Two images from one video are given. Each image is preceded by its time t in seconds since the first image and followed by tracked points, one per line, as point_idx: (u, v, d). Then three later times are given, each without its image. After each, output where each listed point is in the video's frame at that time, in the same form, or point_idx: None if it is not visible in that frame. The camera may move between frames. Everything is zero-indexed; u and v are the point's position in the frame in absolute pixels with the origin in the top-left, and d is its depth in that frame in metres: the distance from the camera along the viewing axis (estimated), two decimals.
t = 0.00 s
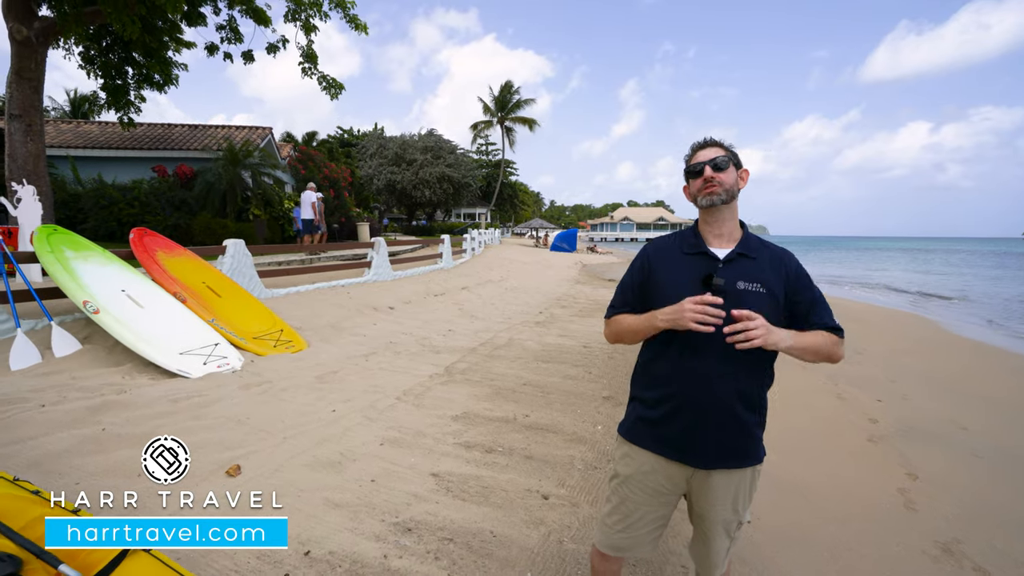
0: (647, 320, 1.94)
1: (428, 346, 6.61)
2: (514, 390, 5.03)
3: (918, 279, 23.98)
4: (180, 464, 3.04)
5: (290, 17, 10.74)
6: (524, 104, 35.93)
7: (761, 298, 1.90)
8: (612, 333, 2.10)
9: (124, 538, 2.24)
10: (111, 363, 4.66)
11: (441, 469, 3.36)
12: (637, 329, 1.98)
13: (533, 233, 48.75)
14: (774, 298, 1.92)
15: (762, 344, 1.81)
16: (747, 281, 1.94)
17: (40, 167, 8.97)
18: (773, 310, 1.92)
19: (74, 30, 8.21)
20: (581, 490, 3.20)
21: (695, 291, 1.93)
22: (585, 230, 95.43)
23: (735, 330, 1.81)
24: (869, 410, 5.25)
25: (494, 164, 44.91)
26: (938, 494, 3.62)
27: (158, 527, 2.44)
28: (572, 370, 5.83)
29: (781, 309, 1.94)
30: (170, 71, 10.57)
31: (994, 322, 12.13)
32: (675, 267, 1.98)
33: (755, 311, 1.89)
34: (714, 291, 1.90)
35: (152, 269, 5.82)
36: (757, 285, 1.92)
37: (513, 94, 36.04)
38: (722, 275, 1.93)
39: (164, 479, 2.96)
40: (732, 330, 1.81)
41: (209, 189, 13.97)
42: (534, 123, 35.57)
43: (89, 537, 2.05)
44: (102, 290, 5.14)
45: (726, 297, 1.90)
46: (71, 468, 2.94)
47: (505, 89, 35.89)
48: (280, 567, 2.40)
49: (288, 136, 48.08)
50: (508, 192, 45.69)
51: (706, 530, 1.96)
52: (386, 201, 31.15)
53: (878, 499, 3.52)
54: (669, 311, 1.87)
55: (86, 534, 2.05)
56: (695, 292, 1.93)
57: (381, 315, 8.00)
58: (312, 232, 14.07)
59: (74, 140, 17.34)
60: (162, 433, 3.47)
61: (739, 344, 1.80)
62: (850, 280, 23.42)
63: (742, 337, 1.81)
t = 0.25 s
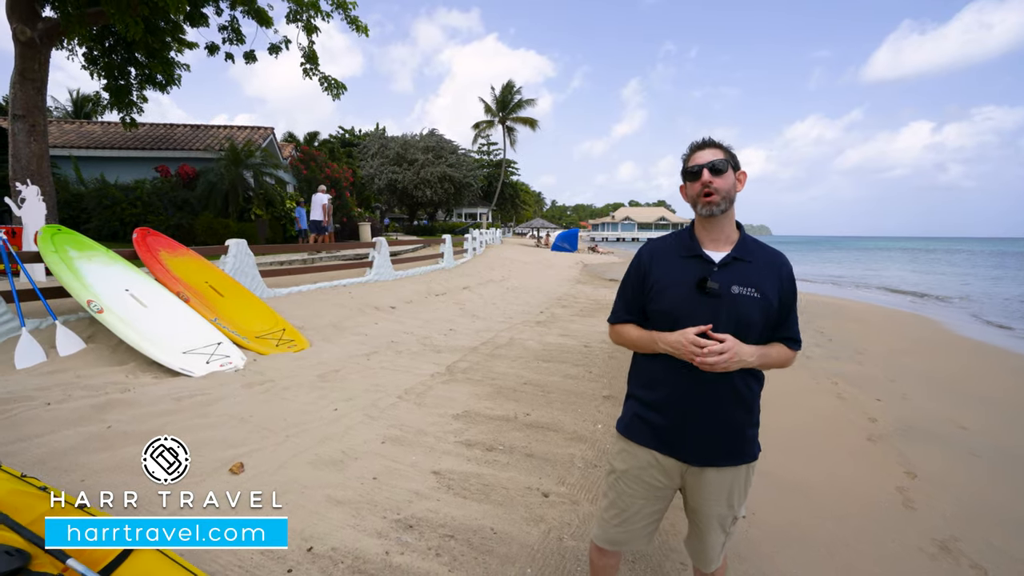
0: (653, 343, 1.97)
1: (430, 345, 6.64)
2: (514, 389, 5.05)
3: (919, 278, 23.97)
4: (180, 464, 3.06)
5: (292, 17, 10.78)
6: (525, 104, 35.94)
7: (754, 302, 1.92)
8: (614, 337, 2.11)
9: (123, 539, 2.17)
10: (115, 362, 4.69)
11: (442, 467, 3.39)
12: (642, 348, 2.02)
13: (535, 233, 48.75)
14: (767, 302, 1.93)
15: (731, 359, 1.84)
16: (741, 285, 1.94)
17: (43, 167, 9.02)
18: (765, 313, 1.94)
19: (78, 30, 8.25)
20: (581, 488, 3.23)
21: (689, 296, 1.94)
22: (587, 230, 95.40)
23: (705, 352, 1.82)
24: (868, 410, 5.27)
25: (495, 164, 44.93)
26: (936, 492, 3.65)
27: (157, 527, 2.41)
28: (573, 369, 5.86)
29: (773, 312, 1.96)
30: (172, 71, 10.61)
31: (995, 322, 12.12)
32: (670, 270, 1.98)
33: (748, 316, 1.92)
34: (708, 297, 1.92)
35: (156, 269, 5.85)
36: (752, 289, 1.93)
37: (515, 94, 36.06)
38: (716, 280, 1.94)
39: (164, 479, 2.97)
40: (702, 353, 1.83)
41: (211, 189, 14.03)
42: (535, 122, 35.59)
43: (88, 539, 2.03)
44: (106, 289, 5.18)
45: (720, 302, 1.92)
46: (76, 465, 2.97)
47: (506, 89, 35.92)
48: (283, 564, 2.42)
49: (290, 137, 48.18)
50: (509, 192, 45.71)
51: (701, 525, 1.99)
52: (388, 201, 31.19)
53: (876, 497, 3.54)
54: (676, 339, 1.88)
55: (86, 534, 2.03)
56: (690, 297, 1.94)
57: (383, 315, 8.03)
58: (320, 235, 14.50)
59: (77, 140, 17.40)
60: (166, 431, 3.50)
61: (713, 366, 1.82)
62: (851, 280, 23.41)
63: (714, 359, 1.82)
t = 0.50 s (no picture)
0: (643, 344, 1.99)
1: (430, 345, 6.66)
2: (514, 388, 5.08)
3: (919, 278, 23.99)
4: (180, 464, 3.07)
5: (292, 17, 10.80)
6: (526, 104, 35.95)
7: (744, 304, 1.94)
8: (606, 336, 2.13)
9: (123, 539, 2.15)
10: (116, 361, 4.71)
11: (442, 465, 3.41)
12: (632, 348, 2.04)
13: (535, 232, 48.77)
14: (758, 304, 1.94)
15: (724, 365, 1.85)
16: (733, 288, 1.95)
17: (44, 167, 9.05)
18: (756, 315, 1.95)
19: (79, 30, 8.27)
20: (580, 486, 3.25)
21: (680, 298, 1.96)
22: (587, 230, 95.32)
23: (699, 358, 1.85)
24: (866, 409, 5.29)
25: (496, 164, 44.94)
26: (933, 491, 3.67)
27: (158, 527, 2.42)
28: (572, 369, 5.88)
29: (764, 313, 1.97)
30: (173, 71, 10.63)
31: (994, 322, 12.13)
32: (662, 272, 2.00)
33: (739, 318, 1.93)
34: (699, 300, 1.94)
35: (157, 268, 5.88)
36: (743, 291, 1.93)
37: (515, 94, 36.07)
38: (707, 283, 1.95)
39: (164, 479, 2.98)
40: (695, 360, 1.85)
41: (212, 189, 14.05)
42: (535, 123, 35.59)
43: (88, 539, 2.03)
44: (108, 289, 5.20)
45: (710, 305, 1.94)
46: (79, 463, 2.99)
47: (506, 89, 35.93)
48: (285, 561, 2.44)
49: (290, 136, 48.25)
50: (509, 192, 45.71)
51: (694, 519, 2.01)
52: (388, 200, 31.21)
53: (873, 496, 3.56)
54: (664, 341, 1.92)
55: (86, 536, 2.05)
56: (681, 299, 1.96)
57: (383, 314, 8.05)
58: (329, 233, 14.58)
59: (78, 140, 17.43)
60: (168, 429, 3.52)
61: (706, 372, 1.84)
62: (851, 280, 23.43)
63: (706, 365, 1.85)
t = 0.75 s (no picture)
0: (629, 346, 1.99)
1: (424, 345, 6.65)
2: (509, 388, 5.08)
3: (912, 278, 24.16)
4: (180, 464, 3.09)
5: (286, 16, 10.75)
6: (521, 104, 35.95)
7: (727, 306, 1.94)
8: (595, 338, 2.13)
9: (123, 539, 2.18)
10: (108, 362, 4.68)
11: (436, 465, 3.41)
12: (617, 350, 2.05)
13: (530, 232, 48.78)
14: (741, 305, 1.95)
15: (706, 367, 1.86)
16: (715, 290, 1.96)
17: (35, 167, 8.97)
18: (739, 317, 1.96)
19: (70, 28, 8.21)
20: (573, 485, 3.26)
21: (664, 301, 1.97)
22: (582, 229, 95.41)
23: (681, 361, 1.86)
24: (858, 407, 5.32)
25: (491, 164, 44.92)
26: (924, 489, 3.69)
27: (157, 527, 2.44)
28: (567, 368, 5.89)
29: (747, 314, 1.98)
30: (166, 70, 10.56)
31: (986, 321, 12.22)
32: (645, 276, 2.00)
33: (721, 320, 1.94)
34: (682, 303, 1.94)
35: (149, 268, 5.84)
36: (725, 293, 1.94)
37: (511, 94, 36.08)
38: (690, 286, 1.96)
39: (163, 479, 2.99)
40: (677, 363, 1.86)
41: (205, 188, 13.98)
42: (531, 122, 35.58)
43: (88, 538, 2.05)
44: (99, 289, 5.16)
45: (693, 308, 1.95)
46: (70, 465, 2.98)
47: (502, 88, 35.91)
48: (277, 561, 2.43)
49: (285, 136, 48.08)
50: (505, 191, 45.69)
51: (682, 516, 2.02)
52: (383, 200, 31.13)
53: (865, 494, 3.59)
54: (649, 343, 1.93)
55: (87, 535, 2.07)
56: (664, 302, 1.97)
57: (378, 314, 8.04)
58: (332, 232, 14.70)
59: (69, 139, 17.29)
60: (160, 430, 3.51)
61: (688, 374, 1.85)
62: (845, 279, 23.57)
63: (689, 367, 1.86)
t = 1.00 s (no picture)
0: (604, 349, 2.00)
1: (409, 345, 6.60)
2: (494, 388, 5.06)
3: (890, 276, 24.68)
4: (180, 464, 3.10)
5: (268, 12, 10.58)
6: (506, 104, 35.93)
7: (701, 306, 1.95)
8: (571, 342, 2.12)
9: (125, 539, 2.43)
10: (81, 366, 4.56)
11: (419, 467, 3.38)
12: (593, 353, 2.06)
13: (516, 233, 48.80)
14: (715, 304, 1.96)
15: (679, 367, 1.86)
16: (689, 290, 1.97)
17: (4, 164, 8.69)
18: (713, 316, 1.97)
19: (42, 22, 7.98)
20: (558, 485, 3.25)
21: (638, 302, 1.97)
22: (568, 229, 95.75)
23: (654, 363, 1.85)
24: (838, 404, 5.40)
25: (477, 164, 44.82)
26: (902, 484, 3.76)
27: (158, 527, 2.54)
28: (551, 368, 5.89)
29: (721, 312, 1.99)
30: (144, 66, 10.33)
31: (960, 318, 12.51)
32: (620, 277, 2.01)
33: (696, 320, 1.95)
34: (657, 304, 1.95)
35: (125, 269, 5.70)
36: (699, 293, 1.95)
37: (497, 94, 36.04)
38: (663, 286, 1.97)
39: (164, 479, 3.00)
40: (650, 365, 1.86)
41: (184, 187, 13.72)
42: (516, 122, 35.56)
43: (88, 538, 2.22)
44: (72, 291, 5.03)
45: (667, 308, 1.96)
46: (40, 472, 2.89)
47: (487, 88, 35.86)
48: (256, 567, 2.39)
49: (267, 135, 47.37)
50: (490, 191, 45.59)
51: (661, 515, 2.03)
52: (367, 200, 30.86)
53: (845, 489, 3.64)
54: (624, 343, 1.94)
55: (85, 536, 2.22)
56: (639, 303, 1.98)
57: (362, 315, 7.96)
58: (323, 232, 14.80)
59: (42, 137, 16.81)
60: (136, 435, 3.43)
61: (661, 376, 1.85)
62: (825, 278, 23.97)
63: (662, 369, 1.86)
